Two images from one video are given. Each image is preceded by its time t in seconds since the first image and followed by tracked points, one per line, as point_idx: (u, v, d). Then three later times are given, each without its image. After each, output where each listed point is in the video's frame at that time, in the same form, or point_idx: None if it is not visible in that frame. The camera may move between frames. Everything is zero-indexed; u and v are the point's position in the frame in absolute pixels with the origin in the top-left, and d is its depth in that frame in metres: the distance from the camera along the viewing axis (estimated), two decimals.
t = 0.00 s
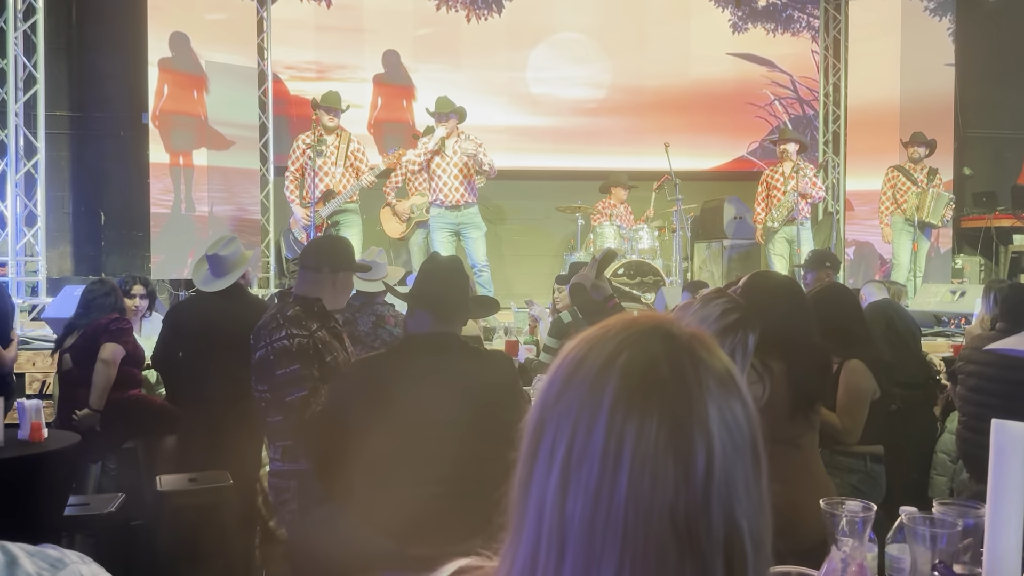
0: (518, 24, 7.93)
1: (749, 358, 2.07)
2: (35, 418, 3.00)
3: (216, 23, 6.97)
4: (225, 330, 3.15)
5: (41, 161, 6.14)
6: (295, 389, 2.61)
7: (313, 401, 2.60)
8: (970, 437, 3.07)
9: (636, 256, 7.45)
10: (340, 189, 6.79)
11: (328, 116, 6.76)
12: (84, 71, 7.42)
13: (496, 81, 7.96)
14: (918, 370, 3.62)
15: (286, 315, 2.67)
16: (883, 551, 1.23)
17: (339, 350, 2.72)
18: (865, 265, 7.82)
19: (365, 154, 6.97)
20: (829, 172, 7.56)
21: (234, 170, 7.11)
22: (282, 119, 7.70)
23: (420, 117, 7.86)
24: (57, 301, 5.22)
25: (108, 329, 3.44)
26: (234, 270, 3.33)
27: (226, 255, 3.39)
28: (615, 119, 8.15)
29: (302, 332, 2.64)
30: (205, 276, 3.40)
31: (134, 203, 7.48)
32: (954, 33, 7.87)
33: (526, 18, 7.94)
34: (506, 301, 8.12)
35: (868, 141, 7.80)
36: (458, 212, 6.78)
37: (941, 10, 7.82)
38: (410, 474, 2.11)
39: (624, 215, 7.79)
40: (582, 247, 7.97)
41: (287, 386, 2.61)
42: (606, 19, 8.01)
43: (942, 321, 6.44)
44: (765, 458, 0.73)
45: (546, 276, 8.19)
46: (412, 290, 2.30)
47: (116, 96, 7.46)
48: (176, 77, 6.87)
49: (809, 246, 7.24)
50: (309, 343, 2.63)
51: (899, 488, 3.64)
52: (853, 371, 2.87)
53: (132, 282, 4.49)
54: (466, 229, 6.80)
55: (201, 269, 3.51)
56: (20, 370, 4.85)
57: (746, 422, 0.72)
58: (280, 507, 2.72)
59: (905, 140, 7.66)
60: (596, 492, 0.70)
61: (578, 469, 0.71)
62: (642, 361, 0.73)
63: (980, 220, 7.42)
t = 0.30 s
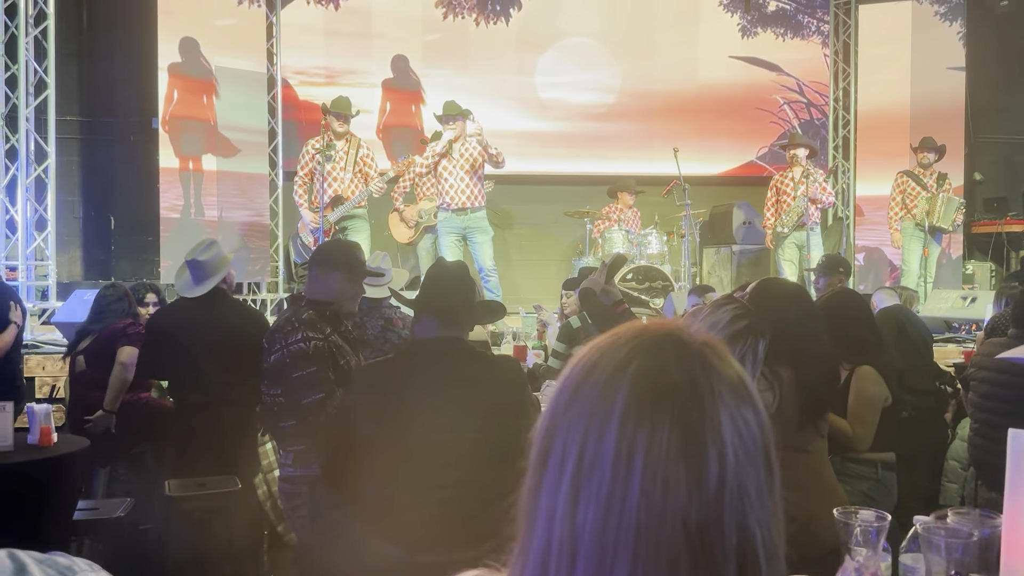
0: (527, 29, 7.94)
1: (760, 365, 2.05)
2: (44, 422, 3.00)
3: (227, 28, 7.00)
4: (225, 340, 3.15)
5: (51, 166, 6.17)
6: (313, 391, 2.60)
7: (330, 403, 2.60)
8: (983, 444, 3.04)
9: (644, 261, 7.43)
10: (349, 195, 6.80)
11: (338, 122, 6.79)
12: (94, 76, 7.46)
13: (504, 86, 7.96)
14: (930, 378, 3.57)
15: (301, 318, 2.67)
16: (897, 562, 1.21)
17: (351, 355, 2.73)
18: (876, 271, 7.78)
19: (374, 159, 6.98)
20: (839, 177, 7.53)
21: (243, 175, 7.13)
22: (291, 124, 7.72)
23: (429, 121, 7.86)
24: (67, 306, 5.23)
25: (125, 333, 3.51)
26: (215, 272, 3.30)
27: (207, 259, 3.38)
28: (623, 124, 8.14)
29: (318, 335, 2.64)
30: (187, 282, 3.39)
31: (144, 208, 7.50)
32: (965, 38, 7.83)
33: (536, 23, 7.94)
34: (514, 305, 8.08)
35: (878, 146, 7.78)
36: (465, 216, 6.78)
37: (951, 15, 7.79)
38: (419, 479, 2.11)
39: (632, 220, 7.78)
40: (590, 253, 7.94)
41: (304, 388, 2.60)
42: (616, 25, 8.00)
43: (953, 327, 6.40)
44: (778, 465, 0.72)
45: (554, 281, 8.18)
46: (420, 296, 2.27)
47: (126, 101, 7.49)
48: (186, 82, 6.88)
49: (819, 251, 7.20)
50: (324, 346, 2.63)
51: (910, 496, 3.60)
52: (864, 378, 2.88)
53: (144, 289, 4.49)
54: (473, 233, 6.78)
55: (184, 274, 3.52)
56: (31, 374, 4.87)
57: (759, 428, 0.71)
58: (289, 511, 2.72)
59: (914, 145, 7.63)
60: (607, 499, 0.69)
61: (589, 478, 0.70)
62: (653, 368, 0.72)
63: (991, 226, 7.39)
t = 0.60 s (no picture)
0: (535, 33, 7.93)
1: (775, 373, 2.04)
2: (55, 431, 2.98)
3: (235, 33, 7.00)
4: (217, 339, 3.20)
5: (60, 171, 6.17)
6: (321, 401, 2.59)
7: (338, 413, 2.59)
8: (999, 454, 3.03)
9: (653, 265, 7.41)
10: (358, 200, 6.80)
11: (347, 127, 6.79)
12: (102, 80, 7.46)
13: (512, 90, 7.95)
14: (945, 386, 3.55)
15: (310, 327, 2.65)
16: None
17: (361, 364, 2.71)
18: (887, 276, 7.74)
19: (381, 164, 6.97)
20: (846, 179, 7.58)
21: (251, 179, 7.13)
22: (299, 128, 7.72)
23: (436, 125, 7.86)
24: (77, 310, 5.22)
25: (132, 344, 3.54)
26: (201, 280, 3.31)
27: (194, 265, 3.42)
28: (631, 128, 8.12)
29: (327, 344, 2.62)
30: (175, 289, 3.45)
31: (152, 212, 7.50)
32: (974, 40, 7.79)
33: (544, 27, 7.94)
34: (522, 309, 8.06)
35: (887, 150, 7.75)
36: (472, 219, 6.76)
37: (960, 18, 7.76)
38: (436, 490, 2.10)
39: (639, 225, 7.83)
40: (598, 256, 7.92)
41: (312, 398, 2.59)
42: (624, 29, 7.99)
43: (964, 332, 6.36)
44: (828, 496, 0.70)
45: (561, 284, 8.15)
46: (428, 307, 2.27)
47: (134, 105, 7.49)
48: (193, 86, 6.94)
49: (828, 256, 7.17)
50: (333, 355, 2.62)
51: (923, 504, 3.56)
52: (883, 387, 2.77)
53: (154, 297, 4.38)
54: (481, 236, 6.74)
55: (173, 281, 3.57)
56: (39, 379, 4.86)
57: (808, 461, 0.69)
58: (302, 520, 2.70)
59: (923, 149, 7.60)
60: (653, 531, 0.67)
61: (633, 513, 0.68)
62: (697, 398, 0.70)
63: (1000, 230, 7.36)
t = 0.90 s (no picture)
0: (537, 37, 7.91)
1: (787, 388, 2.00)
2: (56, 444, 2.95)
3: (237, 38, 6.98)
4: (209, 350, 3.22)
5: (60, 177, 6.14)
6: (320, 415, 2.58)
7: (336, 428, 2.58)
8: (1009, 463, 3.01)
9: (655, 270, 7.39)
10: (359, 205, 6.79)
11: (350, 132, 6.77)
12: (103, 85, 7.44)
13: (514, 94, 7.93)
14: (951, 393, 3.53)
15: (310, 340, 2.63)
16: None
17: (363, 376, 2.68)
18: (891, 281, 7.70)
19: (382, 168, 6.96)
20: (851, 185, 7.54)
21: (252, 185, 7.10)
22: (300, 133, 7.69)
23: (438, 129, 7.83)
24: (77, 318, 5.19)
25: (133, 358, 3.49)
26: (199, 288, 3.43)
27: (190, 274, 3.49)
28: (633, 132, 8.09)
29: (326, 357, 2.60)
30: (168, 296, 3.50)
31: (152, 217, 7.47)
32: (977, 44, 7.77)
33: (545, 31, 7.91)
34: (524, 314, 8.03)
35: (891, 154, 7.72)
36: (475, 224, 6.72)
37: (964, 21, 7.74)
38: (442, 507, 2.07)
39: (642, 228, 7.84)
40: (600, 262, 7.89)
41: (311, 413, 2.58)
42: (626, 33, 7.97)
43: (969, 337, 6.33)
44: (866, 548, 0.66)
45: (563, 289, 8.11)
46: (428, 316, 2.21)
47: (135, 110, 7.46)
48: (195, 92, 6.89)
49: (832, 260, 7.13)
50: (332, 368, 2.60)
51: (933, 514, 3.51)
52: (892, 400, 2.72)
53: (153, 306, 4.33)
54: (484, 242, 6.69)
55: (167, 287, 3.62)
56: (39, 387, 4.83)
57: (846, 512, 0.65)
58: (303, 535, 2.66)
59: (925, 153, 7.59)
60: None
61: (658, 564, 0.65)
62: (727, 444, 0.66)
63: (1005, 233, 7.33)
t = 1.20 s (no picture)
0: (525, 39, 7.90)
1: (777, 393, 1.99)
2: (38, 454, 2.91)
3: (223, 40, 6.92)
4: (192, 361, 3.20)
5: (44, 180, 6.07)
6: (305, 426, 2.58)
7: (321, 438, 2.57)
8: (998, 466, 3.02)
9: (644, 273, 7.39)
10: (347, 208, 6.77)
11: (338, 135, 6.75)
12: (87, 88, 7.38)
13: (502, 97, 7.91)
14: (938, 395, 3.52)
15: (294, 349, 2.62)
16: None
17: (349, 385, 2.67)
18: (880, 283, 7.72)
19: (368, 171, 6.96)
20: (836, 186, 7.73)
21: (239, 188, 7.06)
22: (286, 136, 7.65)
23: (426, 132, 7.79)
24: (61, 323, 5.13)
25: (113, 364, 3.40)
26: (181, 293, 3.43)
27: (172, 279, 3.48)
28: (622, 134, 8.07)
29: (310, 367, 2.59)
30: (149, 301, 3.49)
31: (137, 220, 7.40)
32: (963, 47, 7.81)
33: (533, 34, 7.90)
34: (513, 318, 8.00)
35: (878, 156, 7.73)
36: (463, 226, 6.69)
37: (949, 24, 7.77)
38: (430, 517, 2.04)
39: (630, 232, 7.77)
40: (589, 265, 7.87)
41: (296, 423, 2.57)
42: (614, 35, 7.97)
43: (956, 339, 6.35)
44: None
45: (551, 293, 8.10)
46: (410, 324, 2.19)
47: (120, 113, 7.41)
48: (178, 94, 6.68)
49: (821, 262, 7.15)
50: (316, 378, 2.59)
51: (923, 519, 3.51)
52: (876, 403, 2.75)
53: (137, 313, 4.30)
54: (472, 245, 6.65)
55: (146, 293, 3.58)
56: (23, 394, 4.77)
57: (843, 543, 0.62)
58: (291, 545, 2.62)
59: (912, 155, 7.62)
60: None
61: None
62: (719, 469, 0.63)
63: (991, 235, 7.36)
